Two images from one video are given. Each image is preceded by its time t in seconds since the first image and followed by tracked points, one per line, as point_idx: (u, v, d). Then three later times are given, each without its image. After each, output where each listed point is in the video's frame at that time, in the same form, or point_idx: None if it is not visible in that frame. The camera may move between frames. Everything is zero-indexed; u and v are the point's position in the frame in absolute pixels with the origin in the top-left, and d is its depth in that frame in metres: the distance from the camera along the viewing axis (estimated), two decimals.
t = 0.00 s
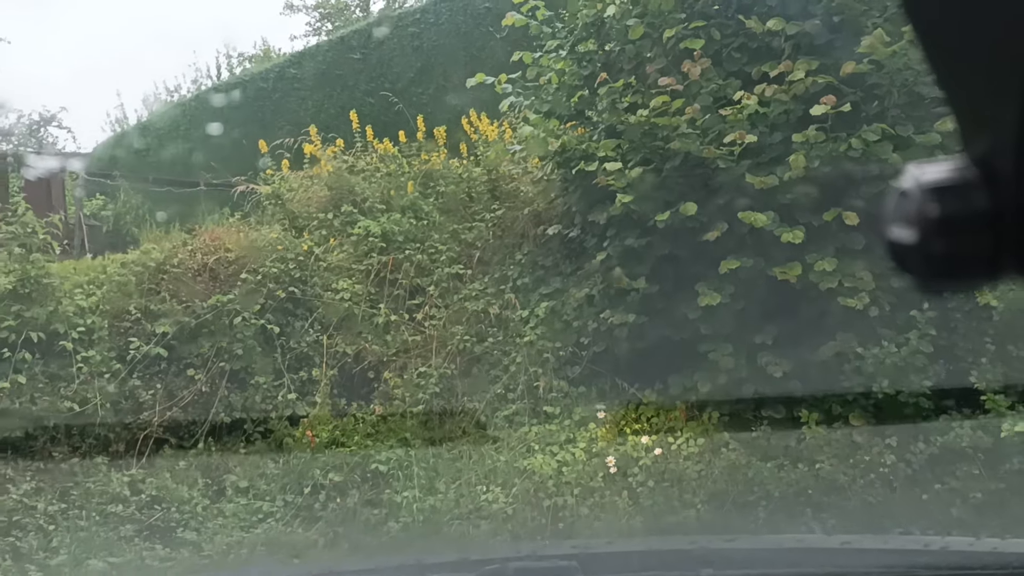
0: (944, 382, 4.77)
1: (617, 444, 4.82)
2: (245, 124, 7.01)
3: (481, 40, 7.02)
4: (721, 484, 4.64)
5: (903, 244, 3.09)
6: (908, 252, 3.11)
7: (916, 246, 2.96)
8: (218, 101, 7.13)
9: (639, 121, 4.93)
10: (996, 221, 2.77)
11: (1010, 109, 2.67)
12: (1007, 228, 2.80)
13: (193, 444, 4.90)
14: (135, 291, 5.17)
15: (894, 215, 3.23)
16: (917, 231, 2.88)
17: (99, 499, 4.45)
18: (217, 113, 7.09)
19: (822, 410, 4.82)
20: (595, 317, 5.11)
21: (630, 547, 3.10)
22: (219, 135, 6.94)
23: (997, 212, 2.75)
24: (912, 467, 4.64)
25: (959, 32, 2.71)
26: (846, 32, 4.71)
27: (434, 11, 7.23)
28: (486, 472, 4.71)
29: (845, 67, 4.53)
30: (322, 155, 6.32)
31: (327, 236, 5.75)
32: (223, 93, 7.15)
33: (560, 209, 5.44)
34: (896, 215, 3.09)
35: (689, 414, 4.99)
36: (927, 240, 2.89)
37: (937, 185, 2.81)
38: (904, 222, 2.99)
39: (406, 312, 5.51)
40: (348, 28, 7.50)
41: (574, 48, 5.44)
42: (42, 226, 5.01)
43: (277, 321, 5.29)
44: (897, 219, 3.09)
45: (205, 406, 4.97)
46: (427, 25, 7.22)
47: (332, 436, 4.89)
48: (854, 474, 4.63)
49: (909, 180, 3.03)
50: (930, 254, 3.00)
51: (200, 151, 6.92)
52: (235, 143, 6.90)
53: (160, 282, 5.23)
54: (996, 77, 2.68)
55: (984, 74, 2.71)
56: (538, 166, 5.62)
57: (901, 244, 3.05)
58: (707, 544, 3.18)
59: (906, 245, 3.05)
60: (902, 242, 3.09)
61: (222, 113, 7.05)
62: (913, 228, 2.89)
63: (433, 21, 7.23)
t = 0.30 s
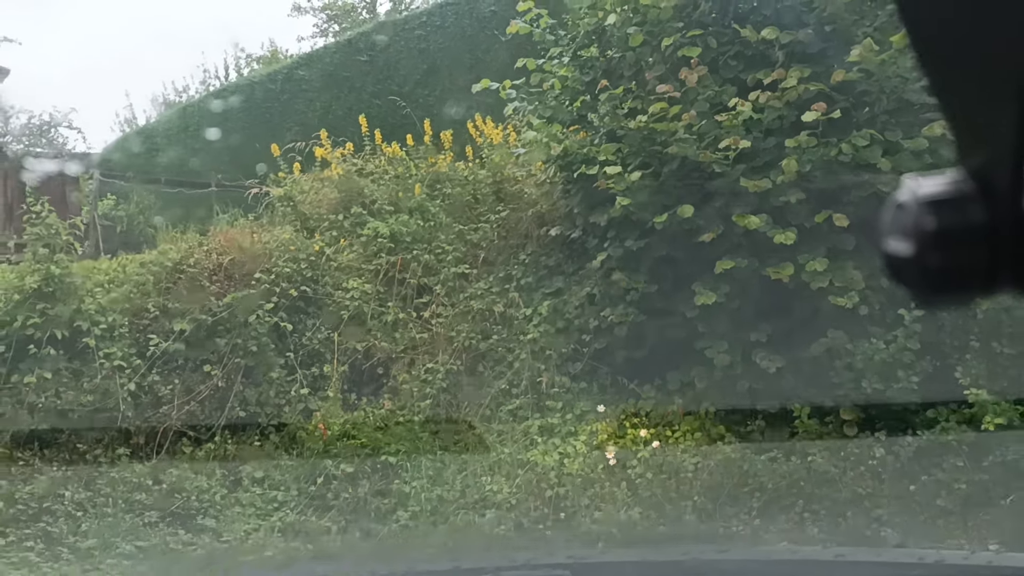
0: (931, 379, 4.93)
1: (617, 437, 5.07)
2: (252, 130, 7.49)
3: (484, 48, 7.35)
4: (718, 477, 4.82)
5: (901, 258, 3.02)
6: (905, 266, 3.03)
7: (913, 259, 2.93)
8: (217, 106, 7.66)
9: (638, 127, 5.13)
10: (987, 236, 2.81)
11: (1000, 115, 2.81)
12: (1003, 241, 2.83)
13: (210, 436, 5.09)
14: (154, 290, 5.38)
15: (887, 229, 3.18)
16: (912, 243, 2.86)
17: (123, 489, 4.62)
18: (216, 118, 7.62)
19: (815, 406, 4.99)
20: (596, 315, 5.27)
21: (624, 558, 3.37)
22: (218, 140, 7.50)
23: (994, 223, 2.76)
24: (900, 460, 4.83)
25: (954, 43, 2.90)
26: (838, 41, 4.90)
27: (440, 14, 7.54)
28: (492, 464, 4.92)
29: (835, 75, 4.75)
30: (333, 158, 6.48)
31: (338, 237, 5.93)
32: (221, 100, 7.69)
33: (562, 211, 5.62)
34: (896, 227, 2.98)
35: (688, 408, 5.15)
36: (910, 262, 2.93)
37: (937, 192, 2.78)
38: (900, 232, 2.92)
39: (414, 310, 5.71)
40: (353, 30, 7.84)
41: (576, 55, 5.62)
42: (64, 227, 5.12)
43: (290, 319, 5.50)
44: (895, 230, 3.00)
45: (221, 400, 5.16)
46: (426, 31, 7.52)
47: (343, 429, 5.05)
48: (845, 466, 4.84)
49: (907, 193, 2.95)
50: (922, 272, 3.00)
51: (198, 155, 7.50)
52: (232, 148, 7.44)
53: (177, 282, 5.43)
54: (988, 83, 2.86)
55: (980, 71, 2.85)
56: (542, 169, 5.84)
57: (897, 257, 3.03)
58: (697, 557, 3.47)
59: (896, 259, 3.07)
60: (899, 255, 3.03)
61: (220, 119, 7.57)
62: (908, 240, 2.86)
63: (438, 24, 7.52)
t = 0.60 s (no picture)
0: (926, 371, 5.15)
1: (624, 424, 5.26)
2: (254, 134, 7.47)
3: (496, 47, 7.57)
4: (722, 462, 5.03)
5: (894, 264, 2.76)
6: (899, 272, 2.76)
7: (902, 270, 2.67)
8: (211, 112, 7.55)
9: (644, 127, 5.32)
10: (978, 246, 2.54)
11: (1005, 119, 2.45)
12: (994, 251, 2.55)
13: (235, 423, 5.32)
14: (179, 283, 5.57)
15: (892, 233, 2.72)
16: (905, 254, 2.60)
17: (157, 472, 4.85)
18: (209, 122, 7.50)
19: (814, 395, 5.17)
20: (603, 307, 5.51)
21: None
22: (212, 145, 7.42)
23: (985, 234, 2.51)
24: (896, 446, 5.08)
25: (943, 58, 2.69)
26: (836, 43, 5.10)
27: (451, 13, 7.81)
28: (505, 448, 5.16)
29: (834, 77, 4.95)
30: (352, 158, 6.61)
31: (355, 232, 6.14)
32: (214, 105, 7.59)
33: (572, 206, 5.86)
34: (885, 234, 2.77)
35: (691, 396, 5.35)
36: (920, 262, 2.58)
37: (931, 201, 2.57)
38: (892, 240, 2.69)
39: (428, 303, 5.93)
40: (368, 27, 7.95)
41: (586, 56, 5.83)
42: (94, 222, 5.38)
43: (310, 311, 5.70)
44: (886, 238, 2.77)
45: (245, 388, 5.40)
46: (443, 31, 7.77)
47: (362, 415, 5.30)
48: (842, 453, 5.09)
49: (897, 199, 2.74)
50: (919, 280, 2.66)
51: (191, 160, 7.33)
52: (227, 153, 7.38)
53: (202, 275, 5.66)
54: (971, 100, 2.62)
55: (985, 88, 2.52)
56: (552, 167, 6.06)
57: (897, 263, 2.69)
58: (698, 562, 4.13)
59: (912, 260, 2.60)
60: (891, 260, 2.77)
61: (214, 123, 7.47)
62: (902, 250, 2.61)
63: (450, 23, 7.78)
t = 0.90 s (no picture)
0: (929, 359, 5.37)
1: (637, 409, 5.46)
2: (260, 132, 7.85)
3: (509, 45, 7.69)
4: (730, 448, 5.31)
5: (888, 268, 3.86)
6: (892, 274, 3.84)
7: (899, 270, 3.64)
8: (205, 114, 7.85)
9: (658, 123, 5.51)
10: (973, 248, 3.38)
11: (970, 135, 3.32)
12: (987, 253, 3.38)
13: (264, 407, 5.54)
14: (210, 275, 5.85)
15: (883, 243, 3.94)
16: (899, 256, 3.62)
17: (193, 454, 5.10)
18: (203, 125, 7.81)
19: (821, 382, 5.41)
20: (618, 297, 5.75)
21: None
22: (206, 145, 7.67)
23: (976, 236, 3.35)
24: (901, 430, 5.34)
25: (940, 62, 3.40)
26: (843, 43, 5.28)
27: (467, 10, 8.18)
28: (523, 433, 5.37)
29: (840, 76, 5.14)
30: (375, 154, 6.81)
31: (377, 226, 6.35)
32: (207, 107, 7.89)
33: (587, 200, 6.05)
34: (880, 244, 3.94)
35: (703, 383, 5.58)
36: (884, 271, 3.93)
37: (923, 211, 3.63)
38: (887, 249, 3.80)
39: (448, 294, 6.16)
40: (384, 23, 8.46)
41: (601, 54, 6.01)
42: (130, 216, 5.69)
43: (336, 302, 5.95)
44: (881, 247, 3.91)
45: (274, 375, 5.64)
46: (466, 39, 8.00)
47: (386, 400, 5.48)
48: (847, 436, 5.35)
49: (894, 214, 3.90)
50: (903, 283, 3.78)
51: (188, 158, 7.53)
52: (222, 154, 7.65)
53: (232, 267, 5.90)
54: (967, 104, 3.33)
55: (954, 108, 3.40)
56: (567, 161, 6.22)
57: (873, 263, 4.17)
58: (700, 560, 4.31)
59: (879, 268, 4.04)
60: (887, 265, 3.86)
61: (209, 125, 7.80)
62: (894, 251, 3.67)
63: (464, 19, 8.16)
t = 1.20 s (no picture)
0: (944, 345, 5.51)
1: (661, 394, 5.67)
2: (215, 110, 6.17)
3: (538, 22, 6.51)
4: (750, 432, 5.56)
5: (881, 262, 4.40)
6: (887, 268, 4.32)
7: (894, 263, 4.16)
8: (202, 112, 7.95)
9: (682, 118, 5.77)
10: (967, 245, 3.72)
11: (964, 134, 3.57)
12: (981, 250, 3.71)
13: (302, 391, 5.80)
14: (249, 265, 5.94)
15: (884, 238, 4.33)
16: (894, 251, 4.12)
17: (239, 435, 5.52)
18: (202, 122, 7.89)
19: (840, 367, 5.59)
20: (644, 287, 5.90)
21: None
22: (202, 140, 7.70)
23: (969, 232, 3.66)
24: (917, 414, 5.50)
25: (935, 59, 3.58)
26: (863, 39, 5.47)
27: None
28: (551, 416, 5.60)
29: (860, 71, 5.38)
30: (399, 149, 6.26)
31: (408, 217, 6.19)
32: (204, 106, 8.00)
33: (612, 193, 6.11)
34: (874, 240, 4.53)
35: (726, 369, 5.75)
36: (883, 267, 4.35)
37: (914, 209, 4.11)
38: (880, 244, 4.36)
39: (477, 283, 6.14)
40: None
41: (625, 50, 6.09)
42: (176, 207, 5.85)
43: (371, 291, 6.06)
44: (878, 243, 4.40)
45: (312, 360, 5.87)
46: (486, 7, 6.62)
47: (420, 384, 5.72)
48: (866, 421, 5.52)
49: (886, 206, 4.45)
50: (898, 276, 4.25)
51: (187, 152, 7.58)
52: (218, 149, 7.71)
53: (271, 256, 5.98)
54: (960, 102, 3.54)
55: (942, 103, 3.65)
56: (594, 154, 6.21)
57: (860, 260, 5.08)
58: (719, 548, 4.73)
59: (874, 263, 4.53)
60: (880, 260, 4.41)
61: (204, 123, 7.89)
62: (890, 247, 4.16)
63: None
